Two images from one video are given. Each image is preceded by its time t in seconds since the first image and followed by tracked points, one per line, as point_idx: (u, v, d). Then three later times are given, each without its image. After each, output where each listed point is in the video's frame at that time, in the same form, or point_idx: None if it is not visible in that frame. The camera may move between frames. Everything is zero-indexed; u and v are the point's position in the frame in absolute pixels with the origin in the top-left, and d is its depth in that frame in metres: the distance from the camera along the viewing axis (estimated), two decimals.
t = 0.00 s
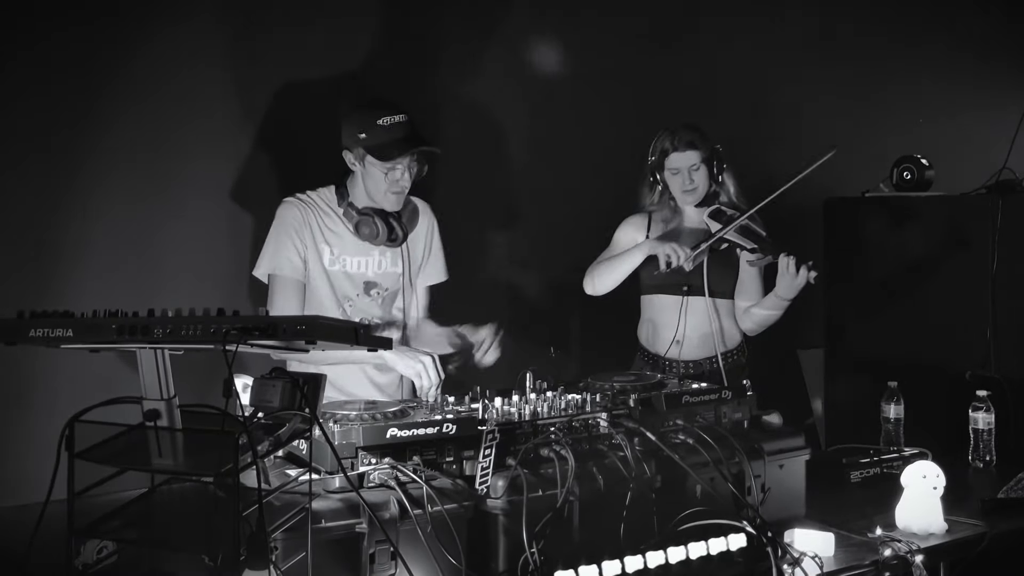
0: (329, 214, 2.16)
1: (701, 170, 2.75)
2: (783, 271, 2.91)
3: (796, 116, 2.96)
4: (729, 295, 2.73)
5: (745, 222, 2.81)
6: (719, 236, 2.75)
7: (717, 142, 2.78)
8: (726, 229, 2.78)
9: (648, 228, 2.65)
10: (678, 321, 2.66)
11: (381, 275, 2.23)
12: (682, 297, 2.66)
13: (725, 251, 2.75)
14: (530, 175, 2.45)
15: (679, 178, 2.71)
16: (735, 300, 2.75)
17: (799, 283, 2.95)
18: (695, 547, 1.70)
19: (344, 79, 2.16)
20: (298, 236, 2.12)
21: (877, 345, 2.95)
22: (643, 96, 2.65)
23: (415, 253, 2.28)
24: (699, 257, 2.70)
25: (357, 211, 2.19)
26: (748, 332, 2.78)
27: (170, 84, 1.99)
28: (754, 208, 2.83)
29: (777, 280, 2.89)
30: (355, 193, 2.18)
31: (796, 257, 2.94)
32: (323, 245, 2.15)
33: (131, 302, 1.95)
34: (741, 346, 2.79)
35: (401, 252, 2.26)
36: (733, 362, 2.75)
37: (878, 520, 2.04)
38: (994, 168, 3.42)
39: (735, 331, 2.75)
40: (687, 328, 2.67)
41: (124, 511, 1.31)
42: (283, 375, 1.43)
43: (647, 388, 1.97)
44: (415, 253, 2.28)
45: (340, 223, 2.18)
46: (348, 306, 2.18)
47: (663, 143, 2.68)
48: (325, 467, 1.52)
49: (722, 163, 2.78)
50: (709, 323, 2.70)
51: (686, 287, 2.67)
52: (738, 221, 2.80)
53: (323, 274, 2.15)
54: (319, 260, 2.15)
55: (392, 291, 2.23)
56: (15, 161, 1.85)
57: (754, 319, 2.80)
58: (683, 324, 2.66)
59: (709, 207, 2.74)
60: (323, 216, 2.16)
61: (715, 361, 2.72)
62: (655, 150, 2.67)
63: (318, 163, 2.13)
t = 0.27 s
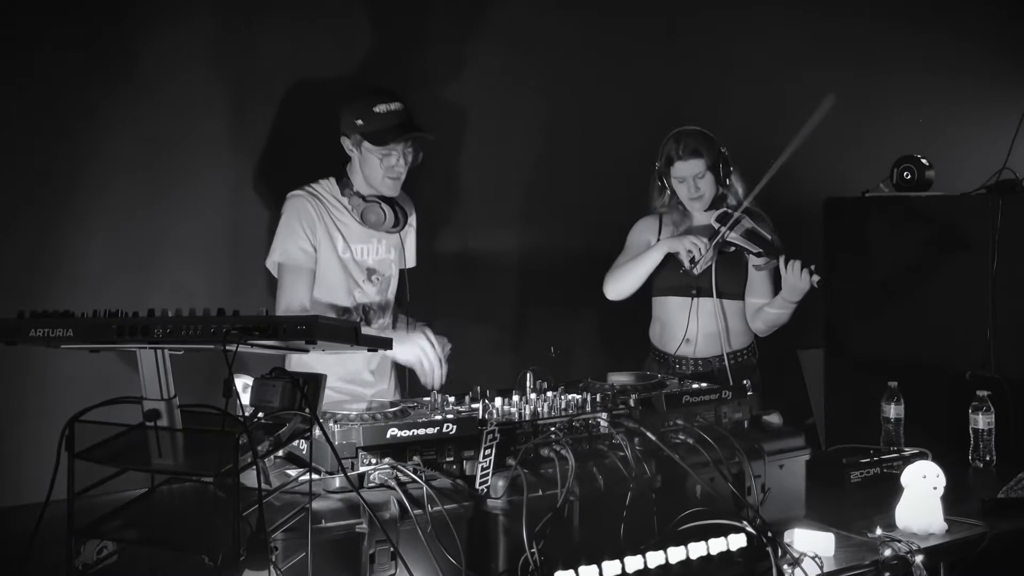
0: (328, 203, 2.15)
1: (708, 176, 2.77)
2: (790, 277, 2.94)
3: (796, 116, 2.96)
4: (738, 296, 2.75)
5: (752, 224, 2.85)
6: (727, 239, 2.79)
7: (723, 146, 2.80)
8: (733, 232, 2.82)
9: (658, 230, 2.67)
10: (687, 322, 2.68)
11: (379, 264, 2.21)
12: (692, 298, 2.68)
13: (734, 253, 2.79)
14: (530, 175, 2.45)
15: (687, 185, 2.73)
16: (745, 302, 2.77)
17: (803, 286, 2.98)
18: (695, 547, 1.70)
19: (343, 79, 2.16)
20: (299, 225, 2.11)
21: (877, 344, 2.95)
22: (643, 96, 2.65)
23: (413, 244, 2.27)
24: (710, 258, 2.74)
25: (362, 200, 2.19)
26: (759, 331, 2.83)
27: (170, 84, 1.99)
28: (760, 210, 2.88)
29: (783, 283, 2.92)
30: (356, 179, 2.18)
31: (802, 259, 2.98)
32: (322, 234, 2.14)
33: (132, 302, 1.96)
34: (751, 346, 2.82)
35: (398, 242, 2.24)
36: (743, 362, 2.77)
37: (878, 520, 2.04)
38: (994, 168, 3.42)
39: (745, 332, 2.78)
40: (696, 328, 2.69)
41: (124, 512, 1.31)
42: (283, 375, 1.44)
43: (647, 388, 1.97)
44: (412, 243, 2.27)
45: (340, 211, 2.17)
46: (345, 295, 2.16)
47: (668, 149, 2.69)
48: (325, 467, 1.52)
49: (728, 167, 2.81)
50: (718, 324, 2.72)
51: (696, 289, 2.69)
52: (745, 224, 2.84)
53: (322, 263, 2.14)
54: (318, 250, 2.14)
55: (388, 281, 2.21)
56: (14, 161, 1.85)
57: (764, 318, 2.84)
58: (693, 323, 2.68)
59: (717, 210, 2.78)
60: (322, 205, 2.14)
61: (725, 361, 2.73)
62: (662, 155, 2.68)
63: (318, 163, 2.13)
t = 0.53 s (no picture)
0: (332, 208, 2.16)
1: (716, 171, 2.79)
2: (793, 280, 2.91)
3: (796, 116, 2.96)
4: (745, 295, 2.77)
5: (759, 225, 2.85)
6: (732, 238, 2.79)
7: (732, 143, 2.82)
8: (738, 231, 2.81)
9: (669, 226, 2.69)
10: (693, 321, 2.71)
11: (383, 268, 2.22)
12: (699, 298, 2.72)
13: (740, 253, 2.79)
14: (530, 174, 2.45)
15: (694, 180, 2.74)
16: (752, 301, 2.79)
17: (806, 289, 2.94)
18: (695, 547, 1.70)
19: (343, 79, 2.16)
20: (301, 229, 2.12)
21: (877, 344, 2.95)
22: (643, 96, 2.65)
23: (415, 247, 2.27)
24: (716, 257, 2.76)
25: (365, 202, 2.20)
26: (764, 332, 2.82)
27: (170, 83, 1.99)
28: (770, 210, 2.88)
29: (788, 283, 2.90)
30: (360, 183, 2.19)
31: (806, 266, 2.95)
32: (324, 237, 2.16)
33: (132, 302, 1.95)
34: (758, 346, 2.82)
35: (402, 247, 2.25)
36: (751, 360, 2.78)
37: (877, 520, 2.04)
38: (994, 168, 3.43)
39: (752, 331, 2.79)
40: (702, 327, 2.73)
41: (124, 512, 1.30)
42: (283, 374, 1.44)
43: (647, 388, 1.97)
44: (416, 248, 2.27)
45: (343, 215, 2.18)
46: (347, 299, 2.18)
47: (677, 144, 2.70)
48: (325, 467, 1.52)
49: (738, 164, 2.82)
50: (726, 322, 2.75)
51: (703, 287, 2.73)
52: (751, 223, 2.83)
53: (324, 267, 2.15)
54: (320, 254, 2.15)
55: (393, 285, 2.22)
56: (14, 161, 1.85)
57: (770, 317, 2.83)
58: (699, 322, 2.72)
59: (725, 209, 2.79)
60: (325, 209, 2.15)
61: (731, 359, 2.75)
62: (670, 151, 2.69)
63: (319, 163, 2.13)
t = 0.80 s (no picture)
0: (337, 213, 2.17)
1: (721, 173, 2.80)
2: (789, 284, 2.89)
3: (796, 116, 2.96)
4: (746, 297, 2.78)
5: (760, 229, 2.84)
6: (733, 241, 2.79)
7: (736, 146, 2.83)
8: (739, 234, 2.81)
9: (671, 228, 2.70)
10: (694, 321, 2.72)
11: (389, 270, 2.23)
12: (699, 299, 2.73)
13: (740, 256, 2.79)
14: (530, 174, 2.45)
15: (698, 181, 2.76)
16: (752, 302, 2.80)
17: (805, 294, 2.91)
18: (695, 547, 1.70)
19: (344, 79, 2.16)
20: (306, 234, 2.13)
21: (877, 344, 2.95)
22: (643, 95, 2.65)
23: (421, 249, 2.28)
24: (717, 260, 2.76)
25: (371, 207, 2.21)
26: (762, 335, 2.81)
27: (171, 83, 1.99)
28: (772, 214, 2.87)
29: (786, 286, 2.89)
30: (366, 189, 2.19)
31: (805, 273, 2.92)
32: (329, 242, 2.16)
33: (132, 302, 1.95)
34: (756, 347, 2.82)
35: (409, 250, 2.26)
36: (750, 361, 2.78)
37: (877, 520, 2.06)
38: (994, 168, 3.42)
39: (752, 332, 2.79)
40: (702, 327, 2.73)
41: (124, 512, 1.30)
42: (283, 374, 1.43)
43: (647, 387, 1.97)
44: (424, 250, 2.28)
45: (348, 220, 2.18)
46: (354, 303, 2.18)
47: (682, 146, 2.72)
48: (324, 466, 1.52)
49: (742, 168, 2.83)
50: (725, 323, 2.75)
51: (704, 288, 2.73)
52: (753, 227, 2.83)
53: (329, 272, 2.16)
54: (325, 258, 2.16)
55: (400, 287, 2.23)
56: (14, 161, 1.85)
57: (768, 319, 2.83)
58: (699, 323, 2.72)
59: (727, 211, 2.79)
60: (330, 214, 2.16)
61: (728, 360, 2.75)
62: (675, 153, 2.71)
63: (319, 163, 2.13)
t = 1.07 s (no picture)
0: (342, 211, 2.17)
1: (714, 172, 2.78)
2: (780, 282, 2.84)
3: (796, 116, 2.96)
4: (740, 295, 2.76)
5: (752, 227, 2.82)
6: (725, 240, 2.77)
7: (730, 145, 2.81)
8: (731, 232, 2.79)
9: (666, 225, 2.68)
10: (689, 320, 2.70)
11: (399, 267, 2.24)
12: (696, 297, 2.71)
13: (731, 254, 2.77)
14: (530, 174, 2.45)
15: (692, 180, 2.74)
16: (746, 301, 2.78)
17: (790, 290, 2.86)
18: (695, 547, 1.70)
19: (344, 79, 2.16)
20: (312, 234, 2.14)
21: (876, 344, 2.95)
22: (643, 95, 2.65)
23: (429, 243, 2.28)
24: (710, 258, 2.74)
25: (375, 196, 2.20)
26: (754, 332, 2.78)
27: (171, 83, 1.99)
28: (764, 211, 2.85)
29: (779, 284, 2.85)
30: (367, 175, 2.19)
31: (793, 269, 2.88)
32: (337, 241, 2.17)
33: (131, 302, 1.95)
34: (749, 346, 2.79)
35: (416, 239, 2.27)
36: (743, 360, 2.76)
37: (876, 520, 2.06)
38: (994, 168, 3.43)
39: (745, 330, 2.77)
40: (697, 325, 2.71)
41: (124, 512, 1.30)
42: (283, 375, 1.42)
43: (647, 387, 1.97)
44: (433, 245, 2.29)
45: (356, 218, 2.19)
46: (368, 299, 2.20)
47: (676, 145, 2.71)
48: (325, 466, 1.52)
49: (736, 167, 2.81)
50: (720, 322, 2.73)
51: (700, 287, 2.72)
52: (745, 226, 2.81)
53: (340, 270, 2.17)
54: (331, 255, 2.17)
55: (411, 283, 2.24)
56: (14, 160, 1.85)
57: (760, 317, 2.80)
58: (694, 322, 2.71)
59: (720, 209, 2.78)
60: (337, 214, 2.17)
61: (723, 358, 2.74)
62: (670, 154, 2.69)
63: (319, 163, 2.13)
